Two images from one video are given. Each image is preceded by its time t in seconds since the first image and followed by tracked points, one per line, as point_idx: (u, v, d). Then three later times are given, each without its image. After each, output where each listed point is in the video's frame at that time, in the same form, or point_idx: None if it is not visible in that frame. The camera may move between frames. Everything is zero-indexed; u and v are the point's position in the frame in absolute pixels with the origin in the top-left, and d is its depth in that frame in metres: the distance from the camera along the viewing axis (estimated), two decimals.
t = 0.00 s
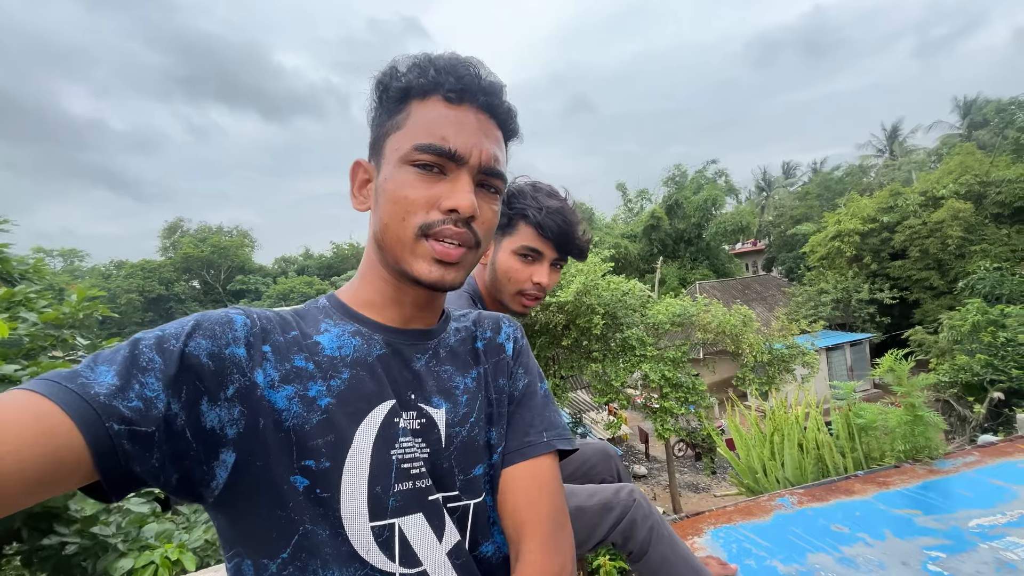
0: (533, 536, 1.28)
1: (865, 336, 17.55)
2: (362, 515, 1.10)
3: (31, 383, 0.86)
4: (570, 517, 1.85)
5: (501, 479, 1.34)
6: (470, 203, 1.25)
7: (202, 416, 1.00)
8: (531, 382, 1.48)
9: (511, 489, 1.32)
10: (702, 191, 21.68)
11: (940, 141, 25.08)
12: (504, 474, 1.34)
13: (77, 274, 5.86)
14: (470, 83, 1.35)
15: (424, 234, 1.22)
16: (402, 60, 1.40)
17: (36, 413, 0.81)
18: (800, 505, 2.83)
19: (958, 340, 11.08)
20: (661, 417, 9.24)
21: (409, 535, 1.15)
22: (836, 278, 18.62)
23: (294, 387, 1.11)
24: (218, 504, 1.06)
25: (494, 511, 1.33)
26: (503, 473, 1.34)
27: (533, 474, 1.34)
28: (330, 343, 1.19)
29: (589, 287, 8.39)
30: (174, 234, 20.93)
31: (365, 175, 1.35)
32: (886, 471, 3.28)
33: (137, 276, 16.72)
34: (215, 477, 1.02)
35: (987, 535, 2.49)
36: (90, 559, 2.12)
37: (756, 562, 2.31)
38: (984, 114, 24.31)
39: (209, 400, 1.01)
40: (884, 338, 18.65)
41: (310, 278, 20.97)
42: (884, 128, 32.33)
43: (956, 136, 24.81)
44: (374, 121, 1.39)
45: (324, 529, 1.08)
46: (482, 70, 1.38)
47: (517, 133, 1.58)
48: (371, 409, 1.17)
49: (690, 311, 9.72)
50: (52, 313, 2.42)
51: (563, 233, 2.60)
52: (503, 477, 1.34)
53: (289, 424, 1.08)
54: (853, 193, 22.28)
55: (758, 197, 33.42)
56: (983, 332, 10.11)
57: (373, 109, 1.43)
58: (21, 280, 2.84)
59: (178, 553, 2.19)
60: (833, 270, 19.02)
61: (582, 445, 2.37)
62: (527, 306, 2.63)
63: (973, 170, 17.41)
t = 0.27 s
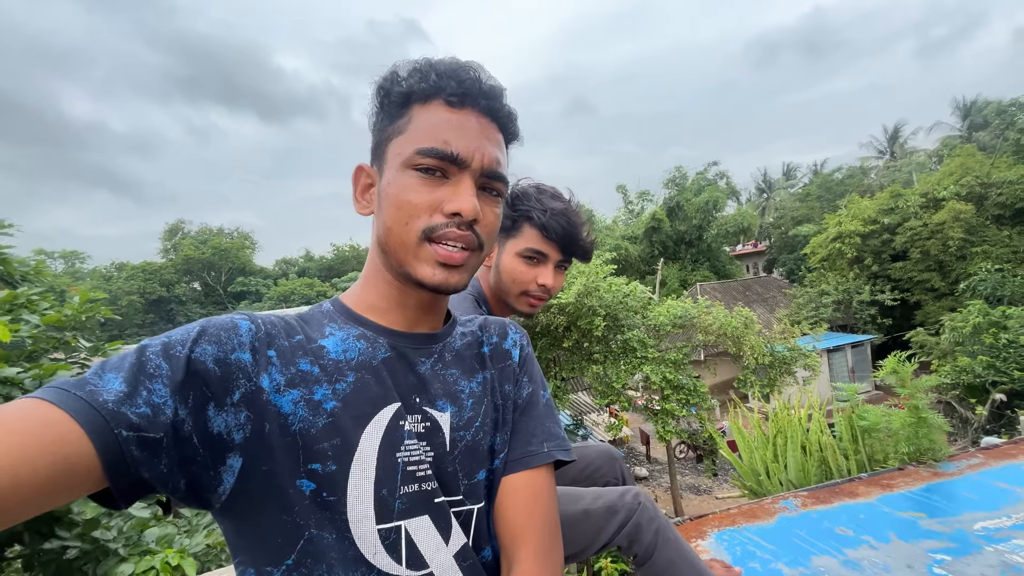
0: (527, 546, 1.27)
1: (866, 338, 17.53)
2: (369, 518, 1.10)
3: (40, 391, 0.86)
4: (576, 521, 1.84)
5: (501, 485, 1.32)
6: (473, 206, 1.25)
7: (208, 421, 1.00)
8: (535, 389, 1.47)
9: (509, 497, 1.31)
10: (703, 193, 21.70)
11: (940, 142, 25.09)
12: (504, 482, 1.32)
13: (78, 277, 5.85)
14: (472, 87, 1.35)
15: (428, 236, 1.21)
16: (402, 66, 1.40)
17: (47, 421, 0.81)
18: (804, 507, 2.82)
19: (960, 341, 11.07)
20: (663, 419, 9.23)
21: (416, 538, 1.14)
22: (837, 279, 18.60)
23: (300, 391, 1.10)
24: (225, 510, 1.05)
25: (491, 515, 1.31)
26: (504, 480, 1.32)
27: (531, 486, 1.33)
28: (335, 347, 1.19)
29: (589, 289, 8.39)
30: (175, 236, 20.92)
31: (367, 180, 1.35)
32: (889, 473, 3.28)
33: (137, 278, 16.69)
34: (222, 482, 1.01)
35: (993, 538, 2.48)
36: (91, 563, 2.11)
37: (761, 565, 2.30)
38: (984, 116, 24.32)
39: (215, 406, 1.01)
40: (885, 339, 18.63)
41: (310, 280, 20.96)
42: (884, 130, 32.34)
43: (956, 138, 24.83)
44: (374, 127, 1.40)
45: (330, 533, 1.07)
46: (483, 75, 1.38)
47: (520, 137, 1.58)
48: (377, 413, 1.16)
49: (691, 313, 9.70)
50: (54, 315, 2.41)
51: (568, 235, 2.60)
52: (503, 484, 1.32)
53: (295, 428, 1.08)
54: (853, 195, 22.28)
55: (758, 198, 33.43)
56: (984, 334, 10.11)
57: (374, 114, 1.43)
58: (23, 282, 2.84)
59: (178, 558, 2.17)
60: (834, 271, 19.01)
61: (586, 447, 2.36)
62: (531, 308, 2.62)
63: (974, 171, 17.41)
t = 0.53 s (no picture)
0: (523, 543, 1.29)
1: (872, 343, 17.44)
2: (367, 516, 1.09)
3: (37, 389, 0.86)
4: (575, 524, 1.83)
5: (498, 485, 1.33)
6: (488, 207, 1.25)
7: (207, 420, 0.99)
8: (532, 389, 1.47)
9: (504, 497, 1.32)
10: (707, 197, 21.69)
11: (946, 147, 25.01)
12: (501, 481, 1.32)
13: (84, 280, 5.87)
14: (484, 89, 1.36)
15: (445, 235, 1.21)
16: (410, 61, 1.38)
17: (43, 419, 0.81)
18: (809, 512, 2.79)
19: (967, 347, 10.99)
20: (666, 424, 9.20)
21: (415, 536, 1.14)
22: (842, 284, 18.52)
23: (298, 389, 1.10)
24: (223, 508, 1.05)
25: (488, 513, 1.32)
26: (498, 481, 1.32)
27: (525, 484, 1.33)
28: (334, 345, 1.18)
29: (593, 293, 8.38)
30: (181, 239, 21.02)
31: (370, 175, 1.33)
32: (895, 479, 3.24)
33: (144, 281, 16.76)
34: (219, 479, 1.01)
35: (1002, 545, 2.45)
36: (93, 563, 2.12)
37: (765, 570, 2.28)
38: (990, 121, 24.25)
39: (214, 404, 1.00)
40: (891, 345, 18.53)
41: (314, 283, 21.01)
42: (889, 135, 32.28)
43: (962, 143, 24.76)
44: (377, 120, 1.36)
45: (327, 531, 1.07)
46: (494, 79, 1.39)
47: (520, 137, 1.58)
48: (375, 411, 1.15)
49: (695, 317, 9.66)
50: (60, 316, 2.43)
51: (571, 236, 2.59)
52: (498, 484, 1.32)
53: (294, 426, 1.08)
54: (858, 200, 22.22)
55: (763, 203, 33.39)
56: (991, 340, 10.04)
57: (374, 108, 1.39)
58: (30, 282, 2.86)
59: (179, 560, 2.17)
60: (839, 276, 18.93)
61: (588, 449, 2.35)
62: (534, 308, 2.62)
63: (980, 176, 17.32)
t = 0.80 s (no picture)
0: (517, 542, 1.29)
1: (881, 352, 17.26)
2: (358, 516, 1.08)
3: (22, 387, 0.86)
4: (575, 529, 1.80)
5: (491, 487, 1.31)
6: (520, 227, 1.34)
7: (195, 418, 0.99)
8: (527, 390, 1.46)
9: (499, 497, 1.31)
10: (714, 204, 21.63)
11: (956, 155, 24.82)
12: (495, 482, 1.31)
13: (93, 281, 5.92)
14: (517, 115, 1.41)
15: (490, 248, 1.26)
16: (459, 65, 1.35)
17: (26, 417, 0.81)
18: (815, 521, 2.75)
19: (978, 356, 10.85)
20: (671, 431, 9.14)
21: (406, 537, 1.13)
22: (850, 292, 18.37)
23: (289, 388, 1.09)
24: (212, 508, 1.05)
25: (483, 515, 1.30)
26: (493, 482, 1.31)
27: (519, 484, 1.32)
28: (327, 343, 1.17)
29: (599, 298, 8.35)
30: (190, 242, 21.19)
31: (407, 168, 1.27)
32: (904, 488, 3.19)
33: (152, 283, 16.86)
34: (208, 479, 1.01)
35: (1013, 556, 2.40)
36: (96, 562, 2.11)
37: None
38: (1000, 128, 24.07)
39: (202, 402, 1.00)
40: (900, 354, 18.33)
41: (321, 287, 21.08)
42: (898, 142, 32.10)
43: (972, 150, 24.56)
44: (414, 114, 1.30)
45: (317, 532, 1.06)
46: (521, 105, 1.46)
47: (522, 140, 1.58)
48: (367, 411, 1.14)
49: (701, 324, 9.60)
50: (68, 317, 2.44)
51: (574, 237, 2.59)
52: (493, 485, 1.31)
53: (284, 425, 1.07)
54: (867, 207, 22.07)
55: (770, 210, 33.26)
56: (1003, 349, 9.91)
57: (409, 97, 1.32)
58: (40, 283, 2.88)
59: (183, 558, 2.16)
60: (847, 284, 18.78)
61: (590, 454, 2.32)
62: (536, 310, 2.60)
63: (991, 184, 17.16)
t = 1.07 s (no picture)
0: (513, 528, 1.32)
1: (890, 362, 17.07)
2: (356, 505, 1.09)
3: (17, 380, 0.86)
4: (574, 527, 1.80)
5: (486, 476, 1.34)
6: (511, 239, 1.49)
7: (192, 410, 0.99)
8: (517, 381, 1.48)
9: (495, 483, 1.34)
10: (722, 212, 21.56)
11: (967, 164, 24.66)
12: (490, 471, 1.33)
13: (102, 281, 5.99)
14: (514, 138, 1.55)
15: (497, 257, 1.40)
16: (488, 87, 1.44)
17: (21, 410, 0.81)
18: (819, 527, 2.71)
19: (990, 367, 10.71)
20: (676, 439, 9.12)
21: (402, 525, 1.14)
22: (859, 301, 18.22)
23: (287, 379, 1.09)
24: (209, 499, 1.05)
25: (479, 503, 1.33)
26: (488, 471, 1.34)
27: (514, 472, 1.35)
28: (325, 335, 1.17)
29: (604, 304, 8.33)
30: (199, 246, 21.38)
31: (445, 174, 1.31)
32: (911, 496, 3.14)
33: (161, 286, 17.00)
34: (205, 470, 1.01)
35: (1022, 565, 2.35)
36: (103, 559, 2.11)
37: None
38: (1011, 137, 23.90)
39: (199, 395, 1.00)
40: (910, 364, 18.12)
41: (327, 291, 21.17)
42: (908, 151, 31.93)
43: (983, 158, 24.38)
44: (450, 123, 1.36)
45: (315, 520, 1.06)
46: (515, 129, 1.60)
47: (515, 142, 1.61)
48: (365, 401, 1.15)
49: (707, 331, 9.54)
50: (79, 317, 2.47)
51: (575, 237, 2.60)
52: (489, 474, 1.34)
53: (283, 416, 1.07)
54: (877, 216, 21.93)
55: (778, 218, 33.12)
56: (1015, 360, 9.79)
57: (448, 106, 1.37)
58: (51, 282, 2.92)
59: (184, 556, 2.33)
60: (856, 293, 18.62)
61: (590, 454, 2.31)
62: (537, 310, 2.59)
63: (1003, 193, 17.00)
